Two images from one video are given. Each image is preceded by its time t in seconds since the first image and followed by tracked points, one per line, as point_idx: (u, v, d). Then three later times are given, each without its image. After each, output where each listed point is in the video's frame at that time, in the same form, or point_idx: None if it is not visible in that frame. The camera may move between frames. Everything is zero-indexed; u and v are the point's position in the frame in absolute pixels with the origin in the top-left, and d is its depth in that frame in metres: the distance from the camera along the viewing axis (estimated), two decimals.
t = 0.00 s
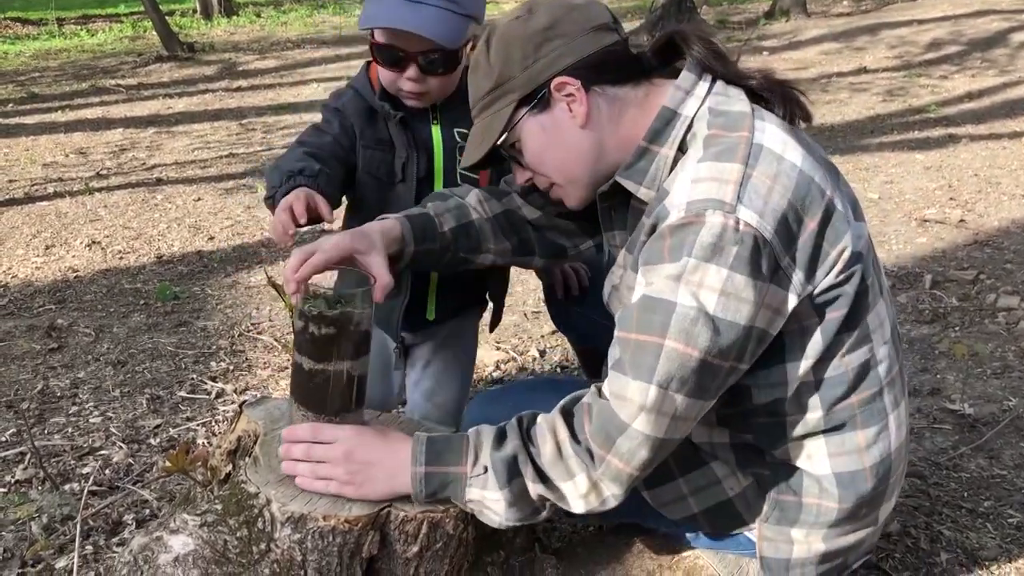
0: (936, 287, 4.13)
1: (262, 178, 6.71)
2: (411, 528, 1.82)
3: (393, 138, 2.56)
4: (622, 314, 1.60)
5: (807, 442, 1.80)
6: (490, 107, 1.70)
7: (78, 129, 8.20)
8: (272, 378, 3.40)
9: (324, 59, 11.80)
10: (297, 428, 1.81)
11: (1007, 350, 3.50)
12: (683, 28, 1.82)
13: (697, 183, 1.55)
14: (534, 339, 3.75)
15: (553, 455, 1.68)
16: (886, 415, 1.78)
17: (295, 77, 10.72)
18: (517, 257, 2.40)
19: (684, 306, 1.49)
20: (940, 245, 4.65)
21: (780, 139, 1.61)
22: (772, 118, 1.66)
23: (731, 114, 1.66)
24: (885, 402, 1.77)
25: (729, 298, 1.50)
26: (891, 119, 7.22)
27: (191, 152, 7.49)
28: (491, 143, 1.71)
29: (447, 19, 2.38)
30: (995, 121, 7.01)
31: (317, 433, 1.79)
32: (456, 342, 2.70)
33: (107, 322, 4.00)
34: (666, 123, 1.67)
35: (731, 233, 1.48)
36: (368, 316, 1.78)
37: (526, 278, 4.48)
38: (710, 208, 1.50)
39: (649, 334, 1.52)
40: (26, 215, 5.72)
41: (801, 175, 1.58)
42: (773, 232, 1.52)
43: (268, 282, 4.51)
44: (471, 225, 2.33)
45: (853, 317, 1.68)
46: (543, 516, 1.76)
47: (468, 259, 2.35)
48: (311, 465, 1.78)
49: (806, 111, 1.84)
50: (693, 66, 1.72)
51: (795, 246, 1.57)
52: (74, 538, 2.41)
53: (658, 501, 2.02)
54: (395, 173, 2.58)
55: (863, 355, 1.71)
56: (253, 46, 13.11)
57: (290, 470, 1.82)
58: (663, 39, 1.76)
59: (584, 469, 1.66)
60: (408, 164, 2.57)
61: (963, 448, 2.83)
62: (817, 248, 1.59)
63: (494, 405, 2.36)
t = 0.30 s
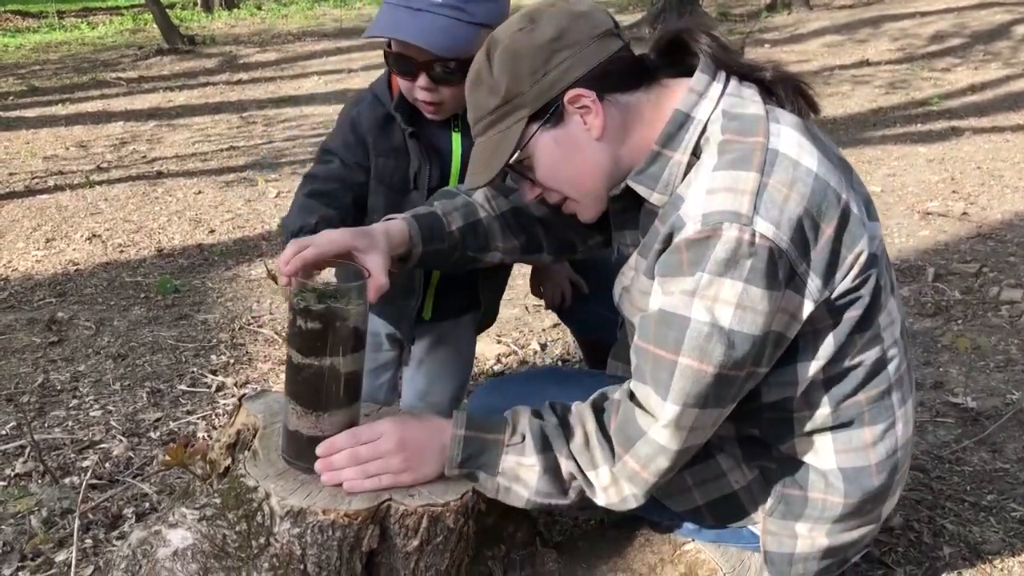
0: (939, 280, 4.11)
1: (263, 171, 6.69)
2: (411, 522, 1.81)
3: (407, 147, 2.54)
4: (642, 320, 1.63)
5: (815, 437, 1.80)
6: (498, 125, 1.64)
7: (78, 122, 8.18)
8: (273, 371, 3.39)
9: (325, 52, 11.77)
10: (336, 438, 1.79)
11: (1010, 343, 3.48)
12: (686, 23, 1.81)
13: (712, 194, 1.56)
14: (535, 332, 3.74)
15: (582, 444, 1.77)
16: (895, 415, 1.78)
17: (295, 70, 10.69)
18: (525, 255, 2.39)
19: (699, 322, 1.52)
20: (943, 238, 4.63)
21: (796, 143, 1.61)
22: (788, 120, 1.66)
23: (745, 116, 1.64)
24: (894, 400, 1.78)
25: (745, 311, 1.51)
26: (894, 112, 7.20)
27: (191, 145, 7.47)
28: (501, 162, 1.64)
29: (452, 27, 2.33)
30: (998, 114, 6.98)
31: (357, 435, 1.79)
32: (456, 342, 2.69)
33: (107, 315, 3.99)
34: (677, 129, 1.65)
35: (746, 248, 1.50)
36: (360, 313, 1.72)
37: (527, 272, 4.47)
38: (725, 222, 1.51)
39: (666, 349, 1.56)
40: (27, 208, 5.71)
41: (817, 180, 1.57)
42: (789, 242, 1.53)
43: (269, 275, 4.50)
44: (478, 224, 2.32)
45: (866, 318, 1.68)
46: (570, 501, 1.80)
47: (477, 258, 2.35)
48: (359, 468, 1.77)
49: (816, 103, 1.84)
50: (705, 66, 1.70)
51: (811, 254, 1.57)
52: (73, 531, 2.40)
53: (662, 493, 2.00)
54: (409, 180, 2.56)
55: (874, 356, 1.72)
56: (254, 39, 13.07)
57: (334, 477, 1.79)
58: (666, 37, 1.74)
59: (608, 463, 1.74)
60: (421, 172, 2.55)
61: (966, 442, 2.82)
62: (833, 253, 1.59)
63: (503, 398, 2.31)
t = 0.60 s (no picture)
0: (939, 274, 4.10)
1: (262, 165, 6.67)
2: (409, 517, 1.80)
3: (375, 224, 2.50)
4: (647, 319, 1.63)
5: (817, 436, 1.80)
6: (509, 123, 1.61)
7: (77, 115, 8.17)
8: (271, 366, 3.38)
9: (324, 45, 11.74)
10: (332, 434, 1.79)
11: (1011, 337, 3.47)
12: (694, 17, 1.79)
13: (724, 202, 1.54)
14: (534, 326, 3.73)
15: (574, 441, 1.76)
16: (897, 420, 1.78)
17: (295, 63, 10.67)
18: (534, 253, 2.40)
19: (704, 330, 1.52)
20: (943, 232, 4.62)
21: (810, 148, 1.59)
22: (803, 123, 1.64)
23: (760, 121, 1.63)
24: (898, 405, 1.77)
25: (752, 320, 1.51)
26: (894, 105, 7.18)
27: (190, 138, 7.45)
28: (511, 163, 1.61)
29: (387, 124, 2.27)
30: (998, 107, 6.96)
31: (354, 432, 1.78)
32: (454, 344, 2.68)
33: (106, 309, 3.98)
34: (692, 131, 1.64)
35: (757, 259, 1.48)
36: (341, 308, 1.69)
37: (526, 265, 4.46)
38: (737, 232, 1.49)
39: (670, 355, 1.56)
40: (25, 202, 5.69)
41: (831, 187, 1.56)
42: (801, 253, 1.51)
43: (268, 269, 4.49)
44: (486, 223, 2.32)
45: (875, 324, 1.68)
46: (568, 495, 1.79)
47: (485, 256, 2.36)
48: (356, 463, 1.77)
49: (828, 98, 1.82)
50: (721, 66, 1.68)
51: (822, 262, 1.56)
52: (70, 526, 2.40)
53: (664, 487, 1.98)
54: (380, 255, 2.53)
55: (881, 360, 1.72)
56: (253, 32, 13.04)
57: (331, 473, 1.79)
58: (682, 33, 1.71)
59: (600, 460, 1.73)
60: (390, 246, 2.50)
61: (967, 436, 2.81)
62: (845, 261, 1.59)
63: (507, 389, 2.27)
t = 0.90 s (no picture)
0: (938, 269, 4.10)
1: (259, 160, 6.65)
2: (405, 514, 1.79)
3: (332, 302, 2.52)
4: (657, 334, 1.63)
5: (818, 435, 1.80)
6: (538, 127, 1.58)
7: (74, 111, 8.14)
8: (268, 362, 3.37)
9: (322, 40, 11.71)
10: (328, 433, 1.79)
11: (1009, 332, 3.47)
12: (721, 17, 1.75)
13: (745, 228, 1.53)
14: (533, 322, 3.73)
15: (573, 445, 1.76)
16: (899, 426, 1.79)
17: (292, 58, 10.64)
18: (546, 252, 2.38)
19: (715, 355, 1.54)
20: (942, 227, 4.61)
21: (833, 169, 1.57)
22: (826, 143, 1.62)
23: (784, 140, 1.61)
24: (902, 412, 1.78)
25: (766, 346, 1.52)
26: (893, 100, 7.17)
27: (187, 134, 7.43)
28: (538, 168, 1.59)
29: (351, 198, 2.27)
30: (997, 102, 6.95)
31: (351, 429, 1.78)
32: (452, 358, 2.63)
33: (103, 305, 3.97)
34: (712, 144, 1.65)
35: (776, 289, 1.48)
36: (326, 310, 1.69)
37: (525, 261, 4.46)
38: (756, 261, 1.49)
39: (681, 377, 1.58)
40: (22, 198, 5.68)
41: (853, 213, 1.54)
42: (820, 282, 1.51)
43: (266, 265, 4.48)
44: (497, 223, 2.30)
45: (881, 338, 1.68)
46: (565, 497, 1.80)
47: (497, 256, 2.34)
48: (353, 460, 1.77)
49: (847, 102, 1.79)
50: (747, 77, 1.67)
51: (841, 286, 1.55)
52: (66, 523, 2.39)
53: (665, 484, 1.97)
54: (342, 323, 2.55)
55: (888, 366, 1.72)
56: (251, 27, 13.00)
57: (327, 470, 1.79)
58: (711, 37, 1.69)
59: (598, 464, 1.73)
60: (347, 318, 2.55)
61: (965, 431, 2.81)
62: (860, 281, 1.58)
63: (510, 377, 2.22)
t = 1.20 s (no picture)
0: (936, 265, 4.10)
1: (257, 158, 6.65)
2: (403, 511, 1.79)
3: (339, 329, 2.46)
4: (662, 362, 1.62)
5: (817, 437, 1.79)
6: (579, 175, 1.48)
7: (72, 109, 8.13)
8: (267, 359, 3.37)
9: (321, 37, 11.70)
10: (323, 432, 1.79)
11: (1007, 328, 3.47)
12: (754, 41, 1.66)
13: (762, 271, 1.50)
14: (531, 319, 3.73)
15: (570, 451, 1.76)
16: (896, 436, 1.80)
17: (291, 56, 10.63)
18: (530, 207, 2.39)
19: (722, 394, 1.53)
20: (940, 223, 4.61)
21: (856, 208, 1.53)
22: (851, 180, 1.56)
23: (810, 176, 1.55)
24: (900, 421, 1.79)
25: (773, 386, 1.51)
26: (892, 97, 7.17)
27: (185, 131, 7.43)
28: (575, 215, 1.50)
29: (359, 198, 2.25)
30: (995, 98, 6.95)
31: (347, 428, 1.78)
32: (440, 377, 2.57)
33: (101, 302, 3.97)
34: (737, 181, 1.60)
35: (790, 337, 1.46)
36: (323, 307, 1.68)
37: (524, 258, 4.45)
38: (772, 309, 1.47)
39: (687, 411, 1.57)
40: (20, 195, 5.68)
41: (871, 254, 1.51)
42: (834, 325, 1.49)
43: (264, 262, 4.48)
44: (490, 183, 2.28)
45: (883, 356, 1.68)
46: (562, 497, 1.81)
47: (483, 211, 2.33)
48: (349, 459, 1.76)
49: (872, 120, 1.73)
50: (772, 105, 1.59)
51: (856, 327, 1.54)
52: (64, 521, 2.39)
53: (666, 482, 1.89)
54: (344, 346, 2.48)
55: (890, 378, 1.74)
56: (249, 24, 12.98)
57: (324, 468, 1.78)
58: (747, 54, 1.64)
59: (593, 472, 1.74)
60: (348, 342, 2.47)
61: (963, 427, 2.81)
62: (870, 316, 1.55)
63: (508, 374, 2.20)
